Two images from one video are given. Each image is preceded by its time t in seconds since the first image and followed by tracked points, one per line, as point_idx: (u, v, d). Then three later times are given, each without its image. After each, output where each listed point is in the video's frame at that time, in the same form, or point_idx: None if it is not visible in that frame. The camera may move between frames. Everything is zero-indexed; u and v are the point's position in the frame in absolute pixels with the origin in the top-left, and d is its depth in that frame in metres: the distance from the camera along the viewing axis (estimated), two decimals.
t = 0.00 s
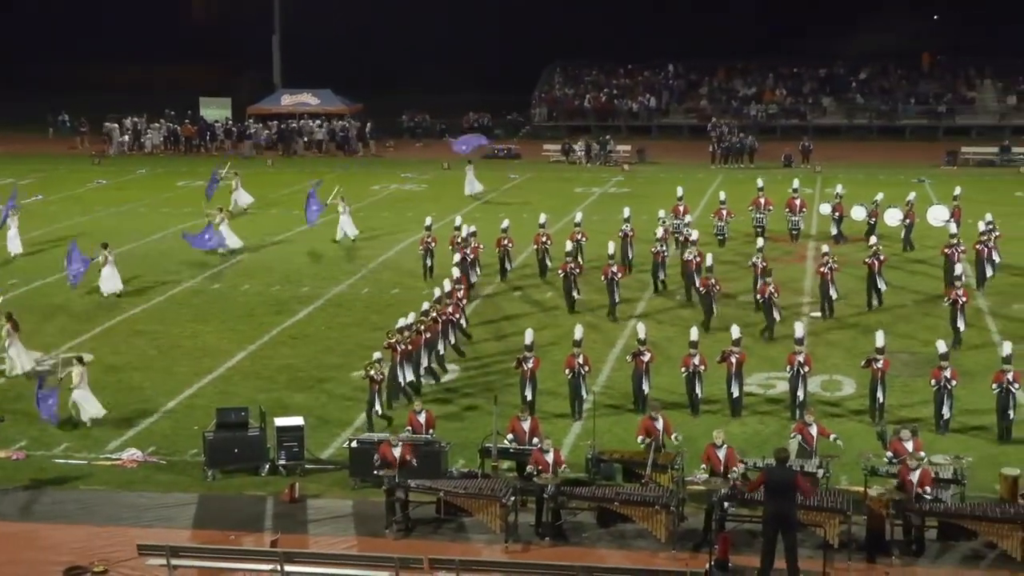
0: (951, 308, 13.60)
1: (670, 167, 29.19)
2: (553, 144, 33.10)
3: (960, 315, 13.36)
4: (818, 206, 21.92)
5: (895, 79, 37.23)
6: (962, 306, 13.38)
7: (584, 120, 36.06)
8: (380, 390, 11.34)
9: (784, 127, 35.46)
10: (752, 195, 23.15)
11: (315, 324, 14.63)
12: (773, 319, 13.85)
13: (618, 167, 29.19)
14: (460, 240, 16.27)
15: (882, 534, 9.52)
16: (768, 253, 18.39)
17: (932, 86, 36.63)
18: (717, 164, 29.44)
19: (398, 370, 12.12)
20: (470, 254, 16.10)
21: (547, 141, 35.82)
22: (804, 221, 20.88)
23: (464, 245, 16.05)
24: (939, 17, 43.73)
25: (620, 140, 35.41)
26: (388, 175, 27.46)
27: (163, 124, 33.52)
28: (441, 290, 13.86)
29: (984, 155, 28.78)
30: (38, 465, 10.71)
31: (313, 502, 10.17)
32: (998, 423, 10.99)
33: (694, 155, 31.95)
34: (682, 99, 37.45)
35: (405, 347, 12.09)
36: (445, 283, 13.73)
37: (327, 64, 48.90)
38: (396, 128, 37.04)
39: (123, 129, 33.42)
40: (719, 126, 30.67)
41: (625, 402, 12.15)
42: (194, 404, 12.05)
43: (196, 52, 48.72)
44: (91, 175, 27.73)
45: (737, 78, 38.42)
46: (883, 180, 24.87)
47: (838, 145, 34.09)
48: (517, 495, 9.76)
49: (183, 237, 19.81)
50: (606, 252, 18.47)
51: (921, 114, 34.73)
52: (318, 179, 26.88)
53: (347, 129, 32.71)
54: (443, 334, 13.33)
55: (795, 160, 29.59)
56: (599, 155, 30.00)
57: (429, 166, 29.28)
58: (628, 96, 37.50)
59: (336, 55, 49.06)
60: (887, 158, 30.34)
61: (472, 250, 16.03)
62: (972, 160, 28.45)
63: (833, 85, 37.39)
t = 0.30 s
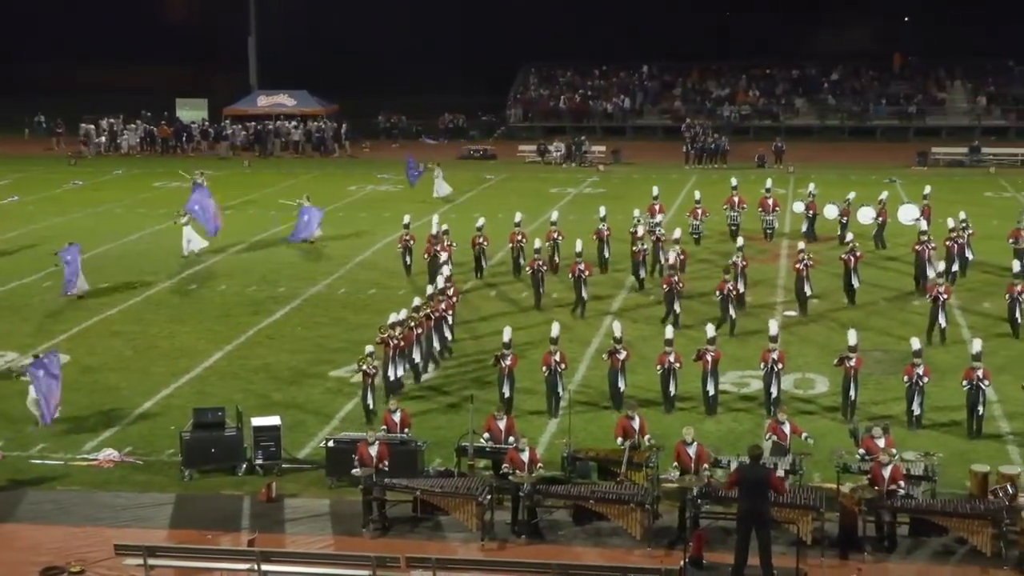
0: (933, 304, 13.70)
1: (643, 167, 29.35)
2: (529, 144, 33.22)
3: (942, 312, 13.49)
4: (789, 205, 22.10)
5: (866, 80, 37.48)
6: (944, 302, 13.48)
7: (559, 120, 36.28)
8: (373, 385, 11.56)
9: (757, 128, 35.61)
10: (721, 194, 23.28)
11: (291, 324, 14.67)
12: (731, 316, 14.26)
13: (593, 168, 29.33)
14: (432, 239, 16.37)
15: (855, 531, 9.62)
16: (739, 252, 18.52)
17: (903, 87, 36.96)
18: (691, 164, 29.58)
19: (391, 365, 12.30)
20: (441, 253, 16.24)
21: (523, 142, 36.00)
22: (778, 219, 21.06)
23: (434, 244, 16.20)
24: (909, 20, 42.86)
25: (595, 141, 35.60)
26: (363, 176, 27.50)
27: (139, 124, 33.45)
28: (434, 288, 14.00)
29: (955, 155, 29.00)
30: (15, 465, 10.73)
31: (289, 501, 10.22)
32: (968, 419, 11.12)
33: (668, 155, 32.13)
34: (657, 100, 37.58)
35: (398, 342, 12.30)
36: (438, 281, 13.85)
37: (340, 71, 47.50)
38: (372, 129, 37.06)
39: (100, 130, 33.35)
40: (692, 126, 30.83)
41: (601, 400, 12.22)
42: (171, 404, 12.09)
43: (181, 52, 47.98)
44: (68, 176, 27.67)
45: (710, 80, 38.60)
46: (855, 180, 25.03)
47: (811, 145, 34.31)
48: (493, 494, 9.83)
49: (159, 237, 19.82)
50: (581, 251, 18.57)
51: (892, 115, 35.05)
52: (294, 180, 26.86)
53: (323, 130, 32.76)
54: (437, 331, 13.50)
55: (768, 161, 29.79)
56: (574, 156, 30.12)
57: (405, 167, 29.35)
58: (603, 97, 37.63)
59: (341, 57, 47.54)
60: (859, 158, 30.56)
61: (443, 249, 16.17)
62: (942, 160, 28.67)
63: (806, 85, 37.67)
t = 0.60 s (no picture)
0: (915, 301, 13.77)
1: (617, 168, 29.40)
2: (503, 144, 33.23)
3: (926, 309, 13.56)
4: (763, 204, 22.22)
5: (839, 80, 37.62)
6: (928, 299, 13.57)
7: (533, 120, 36.32)
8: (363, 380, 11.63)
9: (731, 129, 35.63)
10: (690, 194, 23.33)
11: (265, 324, 14.65)
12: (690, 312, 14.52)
13: (568, 168, 29.35)
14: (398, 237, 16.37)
15: (829, 529, 9.65)
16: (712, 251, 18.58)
17: (875, 87, 37.12)
18: (665, 164, 29.61)
19: (382, 362, 12.37)
20: (407, 249, 16.19)
21: (497, 142, 36.03)
22: (751, 217, 21.16)
23: (403, 241, 16.19)
24: (881, 19, 42.35)
25: (569, 141, 35.64)
26: (337, 177, 27.39)
27: (113, 124, 33.27)
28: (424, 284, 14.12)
29: (927, 155, 29.12)
30: None
31: (264, 502, 10.19)
32: (940, 416, 11.19)
33: (642, 155, 32.14)
34: (631, 100, 37.57)
35: (388, 338, 12.40)
36: (428, 278, 13.97)
37: (340, 72, 45.92)
38: (347, 129, 36.95)
39: (73, 130, 33.11)
40: (666, 126, 30.89)
41: (577, 399, 12.25)
42: (145, 404, 12.05)
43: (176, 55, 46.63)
44: (42, 177, 27.48)
45: (684, 80, 38.66)
46: (829, 180, 25.08)
47: (786, 146, 34.38)
48: (468, 494, 9.84)
49: (133, 238, 19.76)
50: (554, 251, 18.59)
51: (865, 115, 35.28)
52: (267, 180, 26.75)
53: (298, 130, 32.74)
54: (428, 327, 13.58)
55: (741, 161, 29.86)
56: (548, 156, 30.14)
57: (379, 167, 29.34)
58: (577, 97, 37.68)
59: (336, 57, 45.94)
60: (835, 158, 30.65)
61: (410, 245, 16.17)
62: (915, 160, 28.77)
63: (779, 86, 37.84)
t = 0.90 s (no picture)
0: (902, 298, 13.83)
1: (594, 167, 29.45)
2: (480, 144, 33.24)
3: (913, 304, 13.62)
4: (741, 203, 22.30)
5: (815, 81, 37.80)
6: (914, 296, 13.63)
7: (511, 120, 36.35)
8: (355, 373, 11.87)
9: (708, 129, 35.74)
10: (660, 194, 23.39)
11: (242, 325, 14.59)
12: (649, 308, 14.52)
13: (545, 167, 29.38)
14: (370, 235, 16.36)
15: (806, 528, 9.65)
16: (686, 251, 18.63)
17: (851, 87, 37.27)
18: (642, 164, 29.68)
19: (375, 357, 12.45)
20: (380, 248, 16.18)
21: (474, 142, 36.06)
22: (728, 216, 21.22)
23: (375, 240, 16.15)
24: (856, 20, 42.33)
25: (546, 142, 35.69)
26: (313, 177, 27.30)
27: (88, 125, 33.09)
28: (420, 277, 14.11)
29: (903, 155, 29.26)
30: None
31: (241, 504, 10.16)
32: (915, 413, 11.24)
33: (619, 155, 32.20)
34: (608, 100, 37.64)
35: (382, 333, 12.46)
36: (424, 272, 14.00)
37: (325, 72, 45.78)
38: (325, 130, 36.94)
39: (48, 130, 32.89)
40: (643, 127, 30.95)
41: (556, 398, 12.28)
42: (121, 406, 11.99)
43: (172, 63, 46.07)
44: (17, 178, 27.30)
45: (661, 80, 38.80)
46: (804, 180, 25.18)
47: (762, 145, 34.51)
48: (446, 494, 9.82)
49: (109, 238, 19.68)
50: (531, 251, 18.59)
51: (841, 115, 35.40)
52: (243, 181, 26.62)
53: (274, 129, 32.62)
54: (422, 323, 13.63)
55: (718, 160, 29.94)
56: (526, 155, 30.14)
57: (357, 168, 29.33)
58: (554, 97, 37.78)
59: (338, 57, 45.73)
60: (811, 158, 30.78)
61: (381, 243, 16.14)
62: (890, 160, 28.91)
63: (755, 87, 37.99)
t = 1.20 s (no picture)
0: (889, 295, 14.03)
1: (573, 167, 29.50)
2: (459, 144, 33.22)
3: (900, 300, 13.80)
4: (720, 202, 22.45)
5: (793, 81, 37.95)
6: (900, 292, 13.84)
7: (490, 120, 36.37)
8: (353, 368, 12.00)
9: (686, 128, 35.85)
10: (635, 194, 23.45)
11: (220, 326, 14.54)
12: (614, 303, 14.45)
13: (524, 167, 29.38)
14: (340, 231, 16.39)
15: (784, 526, 9.66)
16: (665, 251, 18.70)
17: (829, 87, 37.38)
18: (621, 164, 29.74)
19: (372, 353, 12.58)
20: (353, 245, 16.30)
21: (453, 142, 36.09)
22: (708, 215, 21.32)
23: (346, 236, 16.24)
24: (834, 20, 42.40)
25: (525, 141, 35.73)
26: (292, 178, 27.23)
27: (65, 125, 32.95)
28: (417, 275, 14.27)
29: (880, 155, 29.40)
30: None
31: (220, 505, 10.14)
32: (893, 411, 11.30)
33: (598, 155, 32.26)
34: (586, 101, 37.74)
35: (377, 330, 12.61)
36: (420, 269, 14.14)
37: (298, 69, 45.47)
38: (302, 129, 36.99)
39: (25, 130, 32.74)
40: (621, 128, 31.01)
41: (537, 396, 12.31)
42: (98, 408, 11.94)
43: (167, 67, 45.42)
44: None
45: (640, 79, 38.84)
46: (782, 179, 25.20)
47: (741, 145, 34.61)
48: (425, 495, 9.79)
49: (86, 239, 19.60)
50: (510, 251, 18.60)
51: (819, 115, 35.54)
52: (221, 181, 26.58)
53: (253, 130, 32.57)
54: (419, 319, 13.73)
55: (697, 160, 30.02)
56: (505, 155, 30.16)
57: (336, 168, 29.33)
58: (533, 97, 37.85)
59: (341, 57, 45.31)
60: (790, 158, 30.83)
61: (354, 240, 16.27)
62: (868, 160, 29.01)
63: (734, 86, 38.10)
